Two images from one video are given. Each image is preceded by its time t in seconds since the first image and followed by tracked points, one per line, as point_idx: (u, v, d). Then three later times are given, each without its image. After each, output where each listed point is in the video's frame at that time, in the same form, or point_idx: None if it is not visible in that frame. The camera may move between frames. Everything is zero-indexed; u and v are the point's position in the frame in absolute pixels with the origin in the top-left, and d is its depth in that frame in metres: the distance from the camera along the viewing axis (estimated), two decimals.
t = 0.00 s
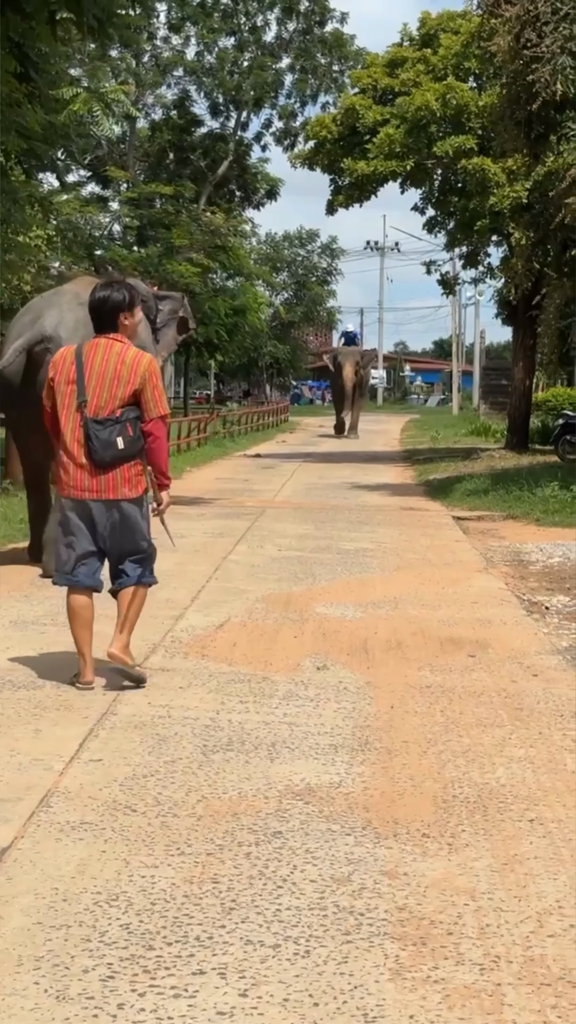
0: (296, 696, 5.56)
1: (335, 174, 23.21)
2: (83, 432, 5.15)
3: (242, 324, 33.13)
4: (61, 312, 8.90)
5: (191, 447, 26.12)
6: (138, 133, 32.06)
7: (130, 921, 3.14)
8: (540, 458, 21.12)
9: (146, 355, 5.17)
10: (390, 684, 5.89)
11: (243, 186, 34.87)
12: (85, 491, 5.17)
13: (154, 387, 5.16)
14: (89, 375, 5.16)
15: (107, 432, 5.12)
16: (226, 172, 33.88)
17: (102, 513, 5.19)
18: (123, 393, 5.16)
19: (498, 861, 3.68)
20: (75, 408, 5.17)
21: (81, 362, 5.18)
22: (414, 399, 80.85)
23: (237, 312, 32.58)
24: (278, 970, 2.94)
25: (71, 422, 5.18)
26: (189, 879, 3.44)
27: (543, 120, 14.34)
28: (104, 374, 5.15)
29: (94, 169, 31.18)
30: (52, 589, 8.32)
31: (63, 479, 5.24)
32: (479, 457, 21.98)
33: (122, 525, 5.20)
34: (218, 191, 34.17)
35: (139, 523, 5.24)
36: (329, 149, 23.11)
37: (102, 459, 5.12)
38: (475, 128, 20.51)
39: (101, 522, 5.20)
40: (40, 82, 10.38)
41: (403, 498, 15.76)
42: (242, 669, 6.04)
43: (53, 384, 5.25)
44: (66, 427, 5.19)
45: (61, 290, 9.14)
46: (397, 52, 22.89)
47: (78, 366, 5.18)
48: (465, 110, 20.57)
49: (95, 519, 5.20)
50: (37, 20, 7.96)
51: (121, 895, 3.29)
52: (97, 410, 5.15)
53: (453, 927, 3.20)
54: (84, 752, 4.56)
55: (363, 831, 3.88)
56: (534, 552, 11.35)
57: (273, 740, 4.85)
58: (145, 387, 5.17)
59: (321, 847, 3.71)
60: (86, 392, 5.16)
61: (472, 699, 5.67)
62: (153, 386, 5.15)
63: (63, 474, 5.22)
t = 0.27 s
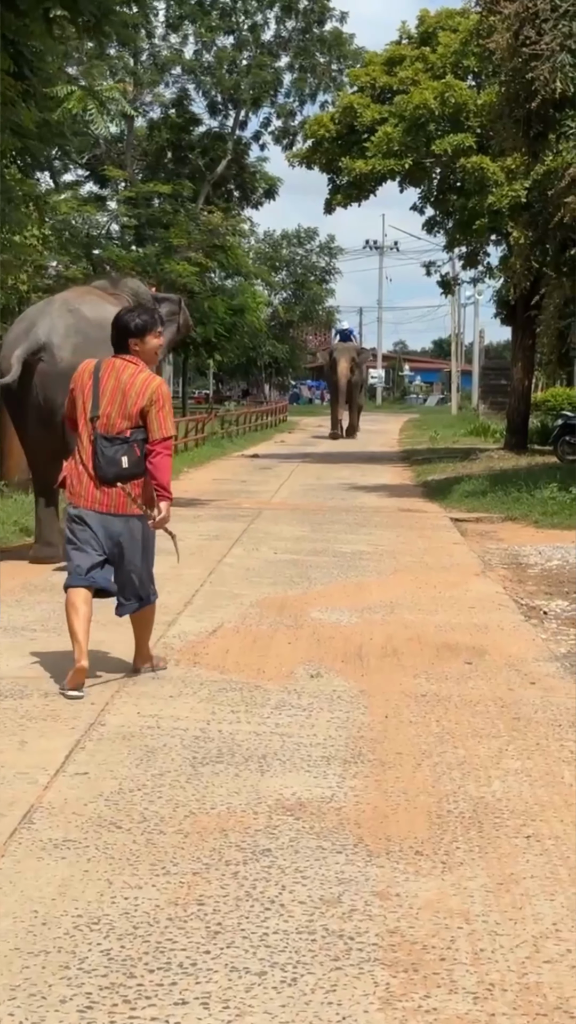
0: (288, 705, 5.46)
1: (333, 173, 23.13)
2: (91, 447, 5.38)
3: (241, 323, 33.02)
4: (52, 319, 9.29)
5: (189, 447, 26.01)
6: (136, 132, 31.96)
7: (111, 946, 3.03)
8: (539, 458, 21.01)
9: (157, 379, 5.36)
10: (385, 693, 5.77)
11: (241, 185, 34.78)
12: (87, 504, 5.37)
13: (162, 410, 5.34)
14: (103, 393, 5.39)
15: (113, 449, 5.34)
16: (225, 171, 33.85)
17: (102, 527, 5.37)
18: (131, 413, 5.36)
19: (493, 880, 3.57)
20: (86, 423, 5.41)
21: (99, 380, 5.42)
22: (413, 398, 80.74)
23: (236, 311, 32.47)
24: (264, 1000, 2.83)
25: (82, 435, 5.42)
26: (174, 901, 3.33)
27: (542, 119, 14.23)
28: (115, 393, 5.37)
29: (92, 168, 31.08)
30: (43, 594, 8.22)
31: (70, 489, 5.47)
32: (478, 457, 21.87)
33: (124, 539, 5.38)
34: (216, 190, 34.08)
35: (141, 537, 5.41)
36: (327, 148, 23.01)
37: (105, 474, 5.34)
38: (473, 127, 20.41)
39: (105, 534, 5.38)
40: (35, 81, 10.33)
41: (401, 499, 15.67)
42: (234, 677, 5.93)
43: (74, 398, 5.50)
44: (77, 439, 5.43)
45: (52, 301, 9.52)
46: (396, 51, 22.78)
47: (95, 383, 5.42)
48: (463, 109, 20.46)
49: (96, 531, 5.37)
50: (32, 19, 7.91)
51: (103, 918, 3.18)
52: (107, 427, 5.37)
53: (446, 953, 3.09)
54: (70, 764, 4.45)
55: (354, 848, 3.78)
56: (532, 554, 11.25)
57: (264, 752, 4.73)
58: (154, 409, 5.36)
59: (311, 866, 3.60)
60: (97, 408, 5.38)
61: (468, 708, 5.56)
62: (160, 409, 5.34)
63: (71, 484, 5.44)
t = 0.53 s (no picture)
0: (282, 718, 5.25)
1: (335, 169, 22.95)
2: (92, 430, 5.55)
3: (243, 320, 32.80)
4: (55, 319, 9.24)
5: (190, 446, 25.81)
6: (138, 129, 31.75)
7: (83, 991, 2.82)
8: (543, 457, 20.79)
9: (152, 366, 5.44)
10: (382, 704, 5.55)
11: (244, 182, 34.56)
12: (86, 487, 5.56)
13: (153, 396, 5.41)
14: (108, 379, 5.54)
15: (106, 432, 5.48)
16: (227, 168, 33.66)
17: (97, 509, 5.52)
18: (127, 400, 5.48)
19: (494, 914, 3.35)
20: (92, 409, 5.60)
21: (104, 365, 5.58)
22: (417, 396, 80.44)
23: (238, 309, 32.28)
24: None
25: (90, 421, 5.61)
26: (153, 937, 3.12)
27: (547, 113, 13.99)
28: (116, 379, 5.51)
29: (94, 164, 30.90)
30: (35, 599, 8.01)
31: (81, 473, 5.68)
32: (481, 456, 21.65)
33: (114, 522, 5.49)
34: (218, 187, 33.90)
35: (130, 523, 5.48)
36: (329, 144, 22.81)
37: (96, 457, 5.49)
38: (478, 120, 20.25)
39: (100, 518, 5.52)
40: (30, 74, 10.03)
41: (403, 499, 15.46)
42: (226, 687, 5.72)
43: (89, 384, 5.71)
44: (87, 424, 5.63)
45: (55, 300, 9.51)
46: (398, 45, 22.56)
47: (100, 368, 5.59)
48: (467, 103, 20.20)
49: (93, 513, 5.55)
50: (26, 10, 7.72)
51: (75, 958, 2.97)
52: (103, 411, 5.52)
53: (443, 998, 2.87)
54: (49, 784, 4.23)
55: (346, 876, 3.56)
56: (536, 556, 11.02)
57: (255, 770, 4.52)
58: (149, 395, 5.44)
59: (300, 898, 3.38)
60: (101, 395, 5.56)
61: (469, 721, 5.34)
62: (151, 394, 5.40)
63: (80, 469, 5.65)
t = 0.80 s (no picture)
0: (273, 729, 4.97)
1: (340, 159, 22.72)
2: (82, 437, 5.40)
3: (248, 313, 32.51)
4: (73, 315, 9.28)
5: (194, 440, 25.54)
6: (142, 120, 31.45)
7: None
8: (550, 451, 20.48)
9: (131, 364, 5.27)
10: (380, 713, 5.27)
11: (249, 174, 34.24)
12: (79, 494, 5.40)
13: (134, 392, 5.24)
14: (94, 385, 5.40)
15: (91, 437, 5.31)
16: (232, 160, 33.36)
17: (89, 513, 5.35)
18: (110, 401, 5.32)
19: (494, 953, 3.07)
20: (83, 414, 5.46)
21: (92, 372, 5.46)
22: (424, 390, 80.07)
23: (243, 302, 32.00)
24: None
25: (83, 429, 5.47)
26: (120, 982, 2.85)
27: (554, 100, 13.67)
28: (101, 382, 5.36)
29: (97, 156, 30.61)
30: (24, 599, 7.75)
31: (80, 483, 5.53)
32: (488, 450, 21.34)
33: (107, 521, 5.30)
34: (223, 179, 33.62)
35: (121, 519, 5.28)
36: (333, 134, 22.50)
37: (84, 461, 5.32)
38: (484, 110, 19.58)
39: (98, 520, 5.34)
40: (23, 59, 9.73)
41: (407, 494, 15.19)
42: (216, 695, 5.44)
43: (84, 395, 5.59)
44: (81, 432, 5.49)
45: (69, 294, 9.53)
46: (404, 33, 22.21)
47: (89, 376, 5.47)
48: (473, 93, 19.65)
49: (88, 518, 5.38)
50: None
51: (32, 1009, 2.71)
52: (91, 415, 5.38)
53: None
54: (21, 804, 3.97)
55: (334, 908, 3.29)
56: (543, 553, 10.74)
57: (241, 787, 4.24)
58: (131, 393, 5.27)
59: (283, 934, 3.11)
60: (89, 401, 5.41)
61: (471, 732, 5.06)
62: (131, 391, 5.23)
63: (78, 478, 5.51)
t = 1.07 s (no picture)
0: (260, 741, 4.72)
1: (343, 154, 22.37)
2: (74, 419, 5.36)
3: (252, 309, 32.24)
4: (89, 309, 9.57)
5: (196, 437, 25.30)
6: (145, 115, 31.18)
7: None
8: (556, 449, 20.21)
9: (124, 350, 5.19)
10: (373, 725, 5.02)
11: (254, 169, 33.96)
12: (71, 477, 5.37)
13: (125, 380, 5.17)
14: (86, 367, 5.33)
15: (85, 422, 5.29)
16: (236, 155, 33.09)
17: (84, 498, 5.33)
18: (104, 386, 5.26)
19: (486, 999, 2.82)
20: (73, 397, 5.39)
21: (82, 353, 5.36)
22: (431, 386, 79.70)
23: (248, 297, 31.74)
24: None
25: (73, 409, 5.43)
26: None
27: (560, 91, 13.40)
28: (93, 365, 5.29)
29: (100, 150, 30.36)
30: (10, 602, 7.52)
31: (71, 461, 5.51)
32: (493, 447, 21.10)
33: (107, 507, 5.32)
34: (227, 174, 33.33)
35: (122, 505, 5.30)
36: (337, 127, 22.17)
37: (79, 448, 5.30)
38: (490, 103, 19.31)
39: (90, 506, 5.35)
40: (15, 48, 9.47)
41: (410, 492, 14.93)
42: (201, 704, 5.20)
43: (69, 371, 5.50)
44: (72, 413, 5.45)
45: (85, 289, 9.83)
46: (408, 25, 21.88)
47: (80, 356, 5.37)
48: (478, 85, 19.34)
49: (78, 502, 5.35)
50: None
51: None
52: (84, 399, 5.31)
53: None
54: None
55: (314, 946, 3.03)
56: (548, 553, 10.47)
57: (222, 807, 4.00)
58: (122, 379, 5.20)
59: (257, 977, 2.86)
60: (80, 383, 5.36)
61: (469, 746, 4.81)
62: (123, 380, 5.17)
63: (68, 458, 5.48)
